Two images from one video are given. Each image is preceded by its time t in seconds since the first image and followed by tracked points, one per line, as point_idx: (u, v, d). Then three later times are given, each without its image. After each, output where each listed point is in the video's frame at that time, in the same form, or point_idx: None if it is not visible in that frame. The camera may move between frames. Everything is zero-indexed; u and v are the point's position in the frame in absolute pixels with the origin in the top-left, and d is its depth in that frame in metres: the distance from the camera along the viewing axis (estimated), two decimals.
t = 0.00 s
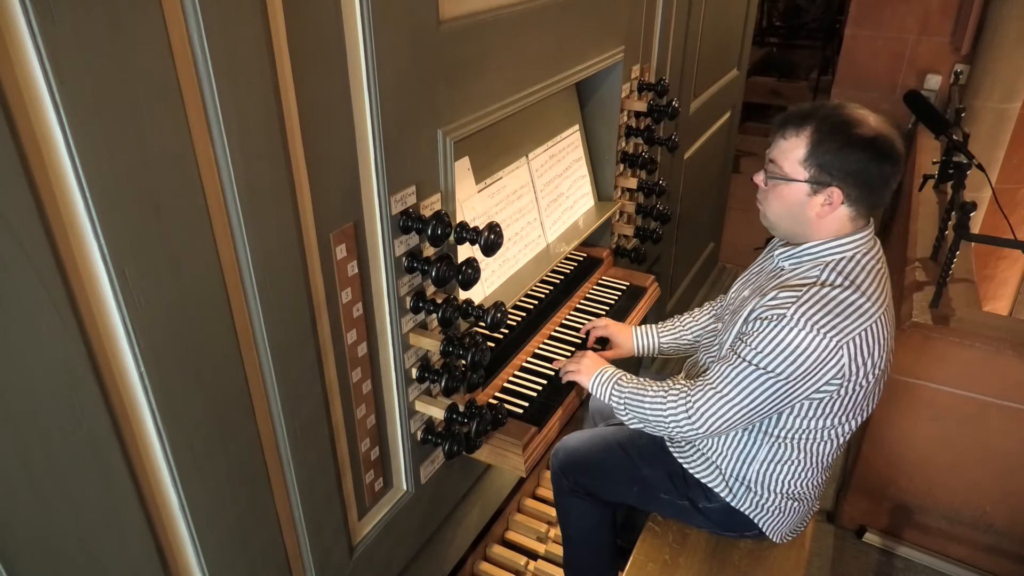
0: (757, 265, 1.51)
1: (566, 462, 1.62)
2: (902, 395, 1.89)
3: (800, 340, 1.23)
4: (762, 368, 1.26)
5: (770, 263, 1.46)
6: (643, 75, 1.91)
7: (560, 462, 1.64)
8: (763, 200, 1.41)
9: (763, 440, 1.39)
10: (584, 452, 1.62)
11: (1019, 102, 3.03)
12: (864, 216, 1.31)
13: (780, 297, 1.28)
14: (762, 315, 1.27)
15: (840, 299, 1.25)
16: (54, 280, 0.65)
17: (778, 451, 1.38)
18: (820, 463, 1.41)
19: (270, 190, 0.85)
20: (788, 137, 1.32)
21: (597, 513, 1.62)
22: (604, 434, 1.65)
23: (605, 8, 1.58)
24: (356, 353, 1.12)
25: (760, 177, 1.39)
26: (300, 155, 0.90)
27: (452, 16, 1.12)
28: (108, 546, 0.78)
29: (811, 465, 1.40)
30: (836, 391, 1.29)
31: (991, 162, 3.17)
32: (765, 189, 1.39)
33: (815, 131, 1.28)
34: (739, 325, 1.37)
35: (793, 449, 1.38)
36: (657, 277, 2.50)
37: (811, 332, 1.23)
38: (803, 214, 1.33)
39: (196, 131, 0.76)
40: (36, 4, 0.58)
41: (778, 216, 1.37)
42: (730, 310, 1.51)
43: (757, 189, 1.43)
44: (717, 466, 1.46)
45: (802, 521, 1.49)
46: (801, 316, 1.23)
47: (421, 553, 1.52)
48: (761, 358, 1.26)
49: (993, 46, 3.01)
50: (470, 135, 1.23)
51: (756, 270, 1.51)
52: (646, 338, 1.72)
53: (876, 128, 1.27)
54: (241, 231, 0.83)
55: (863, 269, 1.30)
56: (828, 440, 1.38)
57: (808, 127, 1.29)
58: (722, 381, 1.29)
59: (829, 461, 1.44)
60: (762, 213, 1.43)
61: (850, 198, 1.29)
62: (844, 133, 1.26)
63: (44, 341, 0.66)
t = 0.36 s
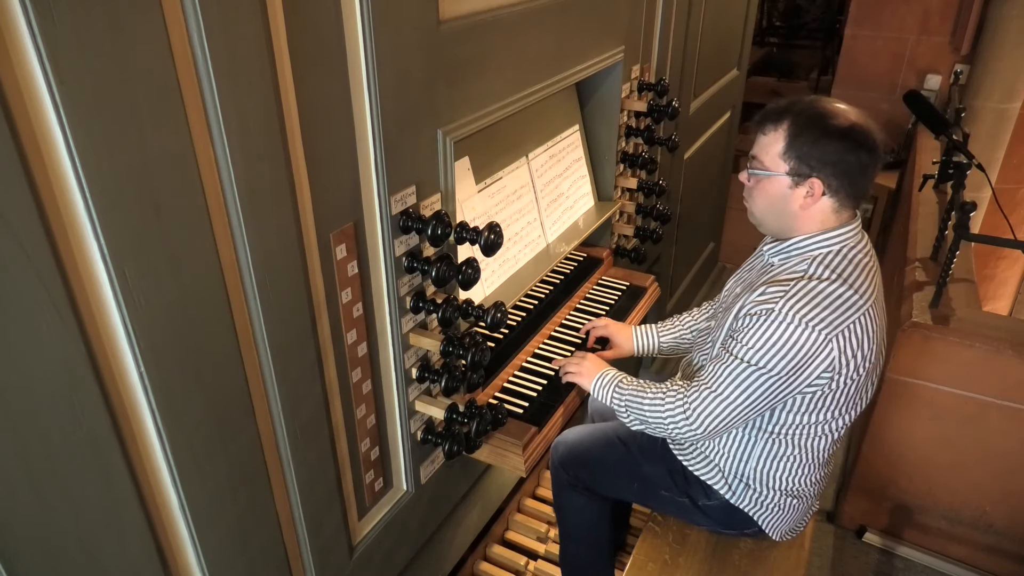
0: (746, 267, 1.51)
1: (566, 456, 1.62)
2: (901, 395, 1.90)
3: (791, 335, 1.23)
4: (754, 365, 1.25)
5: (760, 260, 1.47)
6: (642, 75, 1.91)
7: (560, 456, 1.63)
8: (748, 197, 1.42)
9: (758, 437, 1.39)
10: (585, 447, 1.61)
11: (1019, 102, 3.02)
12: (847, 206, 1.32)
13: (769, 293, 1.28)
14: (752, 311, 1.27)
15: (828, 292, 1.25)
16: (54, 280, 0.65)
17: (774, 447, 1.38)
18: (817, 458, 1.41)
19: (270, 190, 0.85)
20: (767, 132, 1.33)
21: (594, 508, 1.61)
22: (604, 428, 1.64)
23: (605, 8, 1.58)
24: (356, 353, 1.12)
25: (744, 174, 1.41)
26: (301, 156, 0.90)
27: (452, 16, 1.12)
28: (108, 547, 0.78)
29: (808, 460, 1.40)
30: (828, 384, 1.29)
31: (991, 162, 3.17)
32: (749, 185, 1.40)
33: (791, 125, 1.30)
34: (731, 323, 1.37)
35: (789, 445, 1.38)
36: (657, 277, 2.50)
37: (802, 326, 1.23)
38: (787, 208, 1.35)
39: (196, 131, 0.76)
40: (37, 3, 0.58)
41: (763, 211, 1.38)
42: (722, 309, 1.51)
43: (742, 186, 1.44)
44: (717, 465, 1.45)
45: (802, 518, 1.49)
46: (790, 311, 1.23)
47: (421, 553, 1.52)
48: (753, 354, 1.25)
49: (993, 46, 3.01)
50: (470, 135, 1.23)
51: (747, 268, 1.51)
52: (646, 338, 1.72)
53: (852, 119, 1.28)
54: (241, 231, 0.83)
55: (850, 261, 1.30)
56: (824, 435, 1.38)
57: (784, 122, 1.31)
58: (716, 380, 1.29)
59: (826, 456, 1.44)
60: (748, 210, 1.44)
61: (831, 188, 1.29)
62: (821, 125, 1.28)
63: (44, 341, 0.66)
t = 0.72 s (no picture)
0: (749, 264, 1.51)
1: (567, 454, 1.61)
2: (901, 395, 1.90)
3: (796, 330, 1.23)
4: (759, 360, 1.25)
5: (764, 257, 1.47)
6: (642, 75, 1.91)
7: (560, 454, 1.62)
8: (754, 193, 1.42)
9: (759, 435, 1.39)
10: (585, 445, 1.61)
11: (1019, 102, 3.02)
12: (854, 204, 1.32)
13: (774, 289, 1.28)
14: (757, 307, 1.27)
15: (834, 288, 1.25)
16: (54, 280, 0.65)
17: (774, 445, 1.38)
18: (817, 457, 1.41)
19: (270, 190, 0.85)
20: (777, 126, 1.34)
21: (594, 505, 1.60)
22: (604, 427, 1.64)
23: (605, 8, 1.58)
24: (356, 353, 1.12)
25: (751, 169, 1.41)
26: (300, 156, 0.90)
27: (452, 16, 1.12)
28: (108, 547, 0.78)
29: (808, 459, 1.40)
30: (831, 381, 1.29)
31: (991, 162, 3.17)
32: (756, 180, 1.40)
33: (802, 119, 1.30)
34: (735, 319, 1.37)
35: (789, 443, 1.38)
36: (657, 277, 2.51)
37: (807, 322, 1.23)
38: (794, 203, 1.35)
39: (196, 131, 0.76)
40: (37, 3, 0.58)
41: (769, 206, 1.38)
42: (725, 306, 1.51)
43: (749, 181, 1.44)
44: (717, 463, 1.45)
45: (800, 517, 1.49)
46: (796, 306, 1.23)
47: (421, 553, 1.52)
48: (758, 350, 1.25)
49: (993, 46, 3.01)
50: (470, 135, 1.23)
51: (750, 266, 1.51)
52: (645, 337, 1.72)
53: (861, 116, 1.29)
54: (241, 231, 0.83)
55: (856, 259, 1.31)
56: (825, 433, 1.38)
57: (795, 116, 1.31)
58: (719, 376, 1.28)
59: (826, 456, 1.44)
60: (755, 206, 1.44)
61: (838, 183, 1.29)
62: (830, 120, 1.28)
63: (44, 341, 0.66)
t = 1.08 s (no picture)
0: (761, 266, 1.51)
1: (567, 458, 1.63)
2: (902, 395, 1.90)
3: (815, 330, 1.23)
4: (773, 356, 1.25)
5: (779, 258, 1.47)
6: (642, 75, 1.91)
7: (561, 458, 1.65)
8: (777, 191, 1.42)
9: (765, 436, 1.39)
10: (585, 449, 1.62)
11: (1019, 102, 3.02)
12: (875, 207, 1.33)
13: (794, 288, 1.28)
14: (776, 305, 1.27)
15: (856, 292, 1.26)
16: (54, 280, 0.65)
17: (780, 448, 1.38)
18: (821, 462, 1.41)
19: (270, 190, 0.85)
20: (805, 125, 1.34)
21: (597, 509, 1.62)
22: (605, 430, 1.65)
23: (605, 8, 1.58)
24: (356, 353, 1.12)
25: (776, 167, 1.40)
26: (300, 156, 0.90)
27: (452, 16, 1.12)
28: (108, 547, 0.78)
29: (812, 463, 1.40)
30: (845, 385, 1.29)
31: (991, 161, 3.17)
32: (780, 179, 1.40)
33: (832, 119, 1.31)
34: (750, 318, 1.37)
35: (795, 447, 1.38)
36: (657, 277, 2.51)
37: (825, 322, 1.23)
38: (817, 202, 1.34)
39: (196, 131, 0.76)
40: (37, 4, 0.58)
41: (791, 205, 1.38)
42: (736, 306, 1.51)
43: (771, 180, 1.44)
44: (716, 463, 1.46)
45: (800, 520, 1.49)
46: (816, 307, 1.23)
47: (421, 553, 1.52)
48: (773, 345, 1.25)
49: (993, 46, 3.01)
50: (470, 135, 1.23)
51: (763, 266, 1.51)
52: (645, 324, 1.72)
53: (889, 119, 1.30)
54: (241, 231, 0.83)
55: (876, 264, 1.31)
56: (830, 438, 1.38)
57: (824, 116, 1.32)
58: (731, 370, 1.29)
59: (829, 461, 1.44)
60: (775, 205, 1.44)
61: (864, 186, 1.30)
62: (859, 122, 1.29)
63: (44, 341, 0.66)
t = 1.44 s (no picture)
0: (756, 267, 1.51)
1: (566, 461, 1.63)
2: (901, 395, 1.90)
3: (802, 328, 1.23)
4: (763, 355, 1.25)
5: (769, 260, 1.47)
6: (642, 75, 1.91)
7: (560, 460, 1.64)
8: (761, 195, 1.43)
9: (763, 437, 1.39)
10: (583, 451, 1.62)
11: (1019, 102, 3.02)
12: (859, 204, 1.33)
13: (781, 288, 1.28)
14: (764, 304, 1.27)
15: (842, 289, 1.25)
16: (54, 280, 0.65)
17: (780, 449, 1.38)
18: (820, 462, 1.41)
19: (270, 190, 0.85)
20: (784, 127, 1.35)
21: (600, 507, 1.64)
22: (604, 432, 1.64)
23: (605, 9, 1.58)
24: (356, 353, 1.12)
25: (758, 171, 1.41)
26: (300, 156, 0.90)
27: (452, 16, 1.12)
28: (107, 547, 0.78)
29: (811, 463, 1.40)
30: (836, 382, 1.29)
31: (991, 161, 3.16)
32: (762, 182, 1.40)
33: (808, 120, 1.31)
34: (741, 318, 1.37)
35: (793, 446, 1.38)
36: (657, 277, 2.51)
37: (812, 320, 1.23)
38: (801, 202, 1.35)
39: (196, 131, 0.76)
40: (36, 3, 0.58)
41: (776, 206, 1.39)
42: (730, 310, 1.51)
43: (754, 184, 1.45)
44: (717, 464, 1.46)
45: (801, 520, 1.49)
46: (802, 305, 1.23)
47: (421, 553, 1.52)
48: (762, 345, 1.25)
49: (993, 46, 3.01)
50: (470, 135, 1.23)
51: (757, 270, 1.51)
52: (644, 334, 1.72)
53: (868, 117, 1.30)
54: (241, 231, 0.83)
55: (863, 261, 1.31)
56: (828, 438, 1.38)
57: (801, 117, 1.33)
58: (721, 368, 1.29)
59: (829, 462, 1.43)
60: (761, 208, 1.45)
61: (846, 182, 1.30)
62: (836, 121, 1.29)
63: (44, 342, 0.66)
